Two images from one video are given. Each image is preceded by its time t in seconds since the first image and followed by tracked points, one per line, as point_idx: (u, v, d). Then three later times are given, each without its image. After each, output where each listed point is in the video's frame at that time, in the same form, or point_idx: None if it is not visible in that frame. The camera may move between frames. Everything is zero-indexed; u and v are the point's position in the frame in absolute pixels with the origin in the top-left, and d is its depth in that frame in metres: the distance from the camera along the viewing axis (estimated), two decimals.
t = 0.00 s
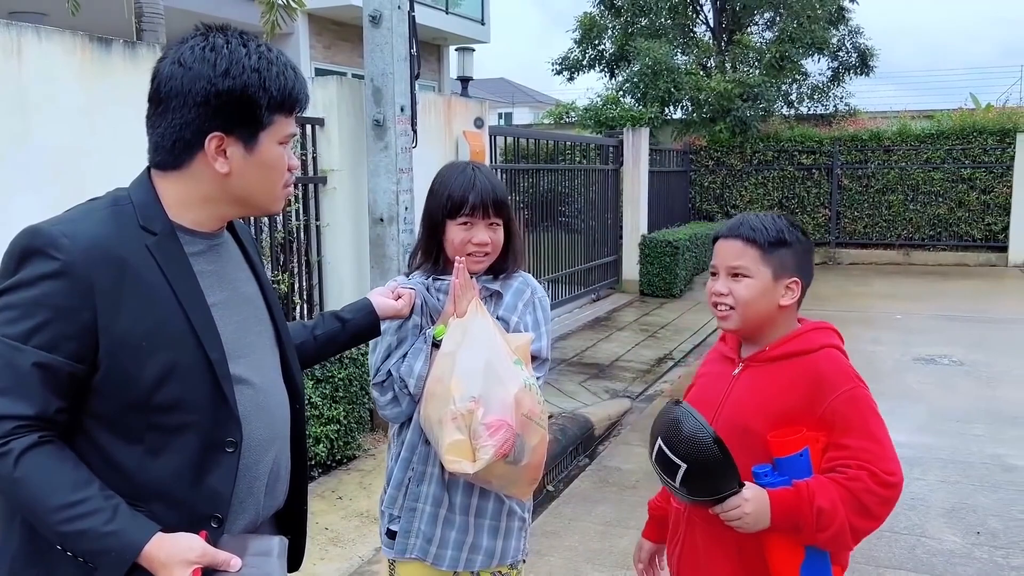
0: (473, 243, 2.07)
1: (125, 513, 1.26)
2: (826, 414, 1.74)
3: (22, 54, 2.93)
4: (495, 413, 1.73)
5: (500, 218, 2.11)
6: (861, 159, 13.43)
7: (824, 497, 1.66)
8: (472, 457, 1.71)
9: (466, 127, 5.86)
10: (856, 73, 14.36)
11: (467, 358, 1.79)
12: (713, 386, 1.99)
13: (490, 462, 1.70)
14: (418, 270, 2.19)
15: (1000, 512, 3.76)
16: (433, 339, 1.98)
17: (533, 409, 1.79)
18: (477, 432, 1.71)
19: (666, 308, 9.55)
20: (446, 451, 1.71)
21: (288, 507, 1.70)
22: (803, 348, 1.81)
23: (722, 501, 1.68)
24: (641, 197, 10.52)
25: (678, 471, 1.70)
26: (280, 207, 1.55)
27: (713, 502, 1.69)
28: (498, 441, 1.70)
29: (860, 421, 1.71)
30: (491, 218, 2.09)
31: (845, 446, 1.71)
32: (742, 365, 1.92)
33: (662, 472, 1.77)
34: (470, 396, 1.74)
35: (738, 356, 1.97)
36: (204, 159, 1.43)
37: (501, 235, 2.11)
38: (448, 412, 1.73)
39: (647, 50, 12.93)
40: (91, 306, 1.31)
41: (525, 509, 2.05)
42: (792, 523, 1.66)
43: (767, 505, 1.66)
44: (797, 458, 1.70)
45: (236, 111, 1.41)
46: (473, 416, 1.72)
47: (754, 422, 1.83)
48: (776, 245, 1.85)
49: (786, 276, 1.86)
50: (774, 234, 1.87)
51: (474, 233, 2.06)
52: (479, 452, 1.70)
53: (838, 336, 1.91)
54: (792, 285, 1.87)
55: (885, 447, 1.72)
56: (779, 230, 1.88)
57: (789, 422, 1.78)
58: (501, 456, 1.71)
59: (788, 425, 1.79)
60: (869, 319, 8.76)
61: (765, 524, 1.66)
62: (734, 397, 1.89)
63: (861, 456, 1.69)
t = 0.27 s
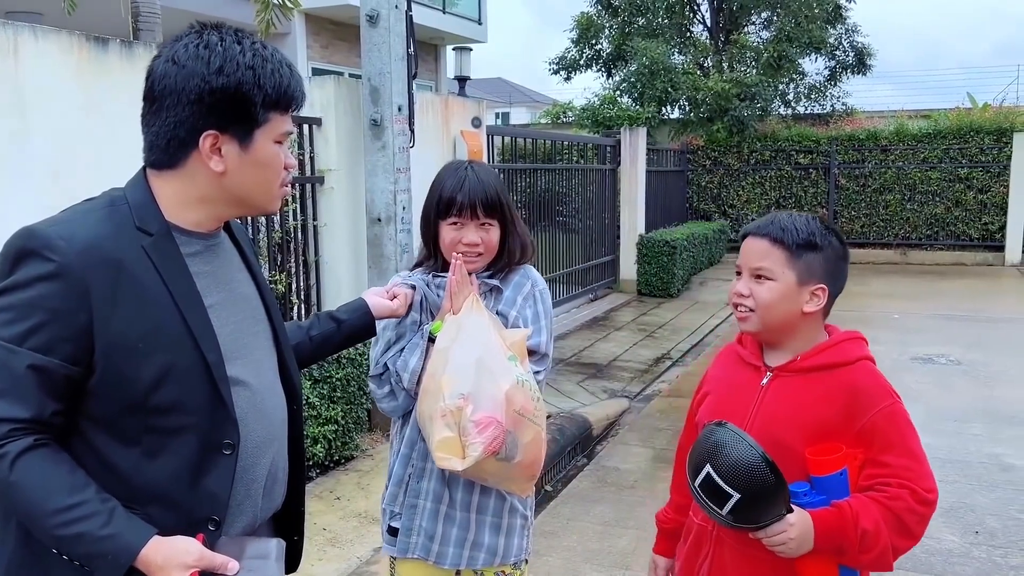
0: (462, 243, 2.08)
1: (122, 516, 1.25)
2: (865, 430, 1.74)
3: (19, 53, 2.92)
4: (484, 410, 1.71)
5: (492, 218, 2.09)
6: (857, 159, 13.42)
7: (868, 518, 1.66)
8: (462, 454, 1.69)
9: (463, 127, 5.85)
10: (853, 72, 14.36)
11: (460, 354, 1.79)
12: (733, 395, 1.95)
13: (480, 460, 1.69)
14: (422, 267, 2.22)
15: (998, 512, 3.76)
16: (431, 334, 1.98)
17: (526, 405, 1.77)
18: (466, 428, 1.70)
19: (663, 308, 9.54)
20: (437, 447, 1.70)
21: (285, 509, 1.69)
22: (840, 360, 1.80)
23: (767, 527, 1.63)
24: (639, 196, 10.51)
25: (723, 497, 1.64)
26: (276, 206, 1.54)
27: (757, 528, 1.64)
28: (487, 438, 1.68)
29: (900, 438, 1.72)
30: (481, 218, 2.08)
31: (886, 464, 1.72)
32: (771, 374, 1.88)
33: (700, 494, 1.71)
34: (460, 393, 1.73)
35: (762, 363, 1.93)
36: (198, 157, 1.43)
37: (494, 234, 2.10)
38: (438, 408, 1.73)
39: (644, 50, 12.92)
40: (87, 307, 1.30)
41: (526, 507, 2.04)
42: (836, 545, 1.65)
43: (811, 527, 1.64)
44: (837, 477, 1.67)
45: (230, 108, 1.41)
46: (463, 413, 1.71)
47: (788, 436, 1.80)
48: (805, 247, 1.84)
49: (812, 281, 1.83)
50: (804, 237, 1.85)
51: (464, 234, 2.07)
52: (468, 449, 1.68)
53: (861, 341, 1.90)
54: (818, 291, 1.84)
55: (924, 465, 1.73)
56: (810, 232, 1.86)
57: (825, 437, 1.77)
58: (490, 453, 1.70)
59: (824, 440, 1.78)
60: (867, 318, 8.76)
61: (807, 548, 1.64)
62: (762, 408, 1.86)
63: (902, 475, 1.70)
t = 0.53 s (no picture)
0: (468, 244, 2.09)
1: (122, 519, 1.25)
2: (868, 432, 1.73)
3: (23, 54, 2.94)
4: (488, 411, 1.71)
5: (497, 220, 2.08)
6: (861, 158, 13.42)
7: (872, 522, 1.64)
8: (464, 455, 1.70)
9: (466, 127, 5.85)
10: (856, 71, 14.32)
11: (466, 355, 1.79)
12: (735, 392, 1.95)
13: (482, 460, 1.69)
14: (441, 266, 2.24)
15: (1004, 512, 3.75)
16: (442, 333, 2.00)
17: (531, 407, 1.76)
18: (469, 429, 1.71)
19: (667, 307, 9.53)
20: (441, 448, 1.72)
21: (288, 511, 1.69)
22: (842, 362, 1.79)
23: (771, 532, 1.62)
24: (642, 196, 10.50)
25: (725, 502, 1.63)
26: (277, 203, 1.53)
27: (762, 533, 1.63)
28: (490, 440, 1.69)
29: (903, 441, 1.70)
30: (484, 220, 2.07)
31: (889, 468, 1.71)
32: (774, 378, 1.87)
33: (702, 501, 1.70)
34: (464, 394, 1.73)
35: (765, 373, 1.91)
36: (191, 153, 1.43)
37: (499, 235, 2.09)
38: (443, 409, 1.74)
39: (647, 49, 12.90)
40: (86, 309, 1.30)
41: (538, 508, 2.04)
42: (839, 549, 1.64)
43: (814, 531, 1.63)
44: (841, 480, 1.66)
45: (218, 102, 1.40)
46: (465, 415, 1.72)
47: (792, 438, 1.80)
48: (811, 252, 1.82)
49: (817, 286, 1.82)
50: (812, 240, 1.83)
51: (468, 236, 2.09)
52: (470, 449, 1.69)
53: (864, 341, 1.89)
54: (822, 296, 1.83)
55: (929, 470, 1.71)
56: (817, 236, 1.84)
57: (828, 440, 1.77)
58: (494, 454, 1.70)
59: (827, 442, 1.77)
60: (871, 318, 8.74)
61: (811, 552, 1.63)
62: (766, 410, 1.86)
63: (906, 478, 1.69)
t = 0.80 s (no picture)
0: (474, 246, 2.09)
1: (128, 522, 1.25)
2: (849, 426, 1.74)
3: (34, 55, 2.96)
4: (479, 413, 1.71)
5: (505, 221, 2.08)
6: (871, 157, 13.36)
7: (850, 512, 1.67)
8: (456, 456, 1.71)
9: (475, 127, 5.84)
10: (866, 69, 14.24)
11: (462, 356, 1.79)
12: (724, 392, 1.97)
13: (474, 462, 1.70)
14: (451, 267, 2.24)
15: (1017, 513, 3.72)
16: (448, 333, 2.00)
17: (526, 411, 1.75)
18: (461, 430, 1.71)
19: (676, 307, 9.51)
20: (433, 448, 1.73)
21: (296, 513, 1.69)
22: (825, 357, 1.80)
23: (749, 517, 1.66)
24: (651, 196, 10.47)
25: (702, 486, 1.67)
26: (284, 200, 1.52)
27: (740, 519, 1.67)
28: (480, 443, 1.69)
29: (883, 435, 1.72)
30: (490, 221, 2.07)
31: (870, 460, 1.72)
32: (759, 372, 1.89)
33: (683, 486, 1.74)
34: (457, 395, 1.73)
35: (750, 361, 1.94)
36: (195, 150, 1.42)
37: (507, 236, 2.08)
38: (437, 409, 1.75)
39: (656, 48, 12.85)
40: (91, 309, 1.29)
41: (540, 511, 2.02)
42: (819, 539, 1.66)
43: (793, 519, 1.65)
44: (820, 471, 1.69)
45: (219, 98, 1.39)
46: (458, 416, 1.72)
47: (772, 432, 1.81)
48: (795, 250, 1.81)
49: (800, 284, 1.81)
50: (796, 238, 1.82)
51: (475, 237, 2.08)
52: (462, 451, 1.70)
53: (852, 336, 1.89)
54: (807, 293, 1.82)
55: (909, 462, 1.73)
56: (801, 234, 1.83)
57: (808, 434, 1.78)
58: (485, 456, 1.70)
59: (808, 436, 1.79)
60: (882, 318, 8.70)
61: (790, 539, 1.65)
62: (748, 405, 1.87)
63: (886, 471, 1.70)
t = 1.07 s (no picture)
0: (484, 246, 2.09)
1: (142, 522, 1.25)
2: (834, 421, 1.74)
3: (51, 56, 3.01)
4: (485, 412, 1.71)
5: (515, 222, 2.07)
6: (887, 156, 13.29)
7: (836, 504, 1.66)
8: (461, 454, 1.71)
9: (488, 126, 5.84)
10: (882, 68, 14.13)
11: (468, 354, 1.78)
12: (715, 394, 1.98)
13: (478, 461, 1.69)
14: (460, 266, 2.24)
15: None
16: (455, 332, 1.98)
17: (533, 411, 1.75)
18: (467, 429, 1.70)
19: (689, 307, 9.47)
20: (438, 446, 1.73)
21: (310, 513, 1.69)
22: (809, 352, 1.80)
23: (731, 514, 1.68)
24: (664, 195, 10.44)
25: (682, 485, 1.70)
26: (295, 200, 1.52)
27: (722, 517, 1.69)
28: (486, 441, 1.68)
29: (868, 427, 1.71)
30: (501, 222, 2.07)
31: (857, 454, 1.71)
32: (747, 371, 1.90)
33: (666, 480, 1.77)
34: (463, 393, 1.73)
35: (739, 359, 1.96)
36: (208, 150, 1.42)
37: (516, 237, 2.08)
38: (441, 407, 1.74)
39: (670, 47, 12.80)
40: (104, 308, 1.30)
41: (545, 516, 2.01)
42: (806, 534, 1.67)
43: (779, 515, 1.66)
44: (807, 466, 1.71)
45: (232, 96, 1.39)
46: (464, 413, 1.71)
47: (759, 428, 1.82)
48: (778, 249, 1.82)
49: (784, 282, 1.82)
50: (778, 237, 1.83)
51: (485, 238, 2.08)
52: (467, 449, 1.69)
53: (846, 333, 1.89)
54: (791, 292, 1.82)
55: (896, 454, 1.71)
56: (784, 232, 1.84)
57: (795, 428, 1.79)
58: (490, 456, 1.69)
59: (794, 431, 1.79)
60: (898, 318, 8.64)
61: (776, 535, 1.67)
62: (737, 405, 1.89)
63: (872, 464, 1.69)
